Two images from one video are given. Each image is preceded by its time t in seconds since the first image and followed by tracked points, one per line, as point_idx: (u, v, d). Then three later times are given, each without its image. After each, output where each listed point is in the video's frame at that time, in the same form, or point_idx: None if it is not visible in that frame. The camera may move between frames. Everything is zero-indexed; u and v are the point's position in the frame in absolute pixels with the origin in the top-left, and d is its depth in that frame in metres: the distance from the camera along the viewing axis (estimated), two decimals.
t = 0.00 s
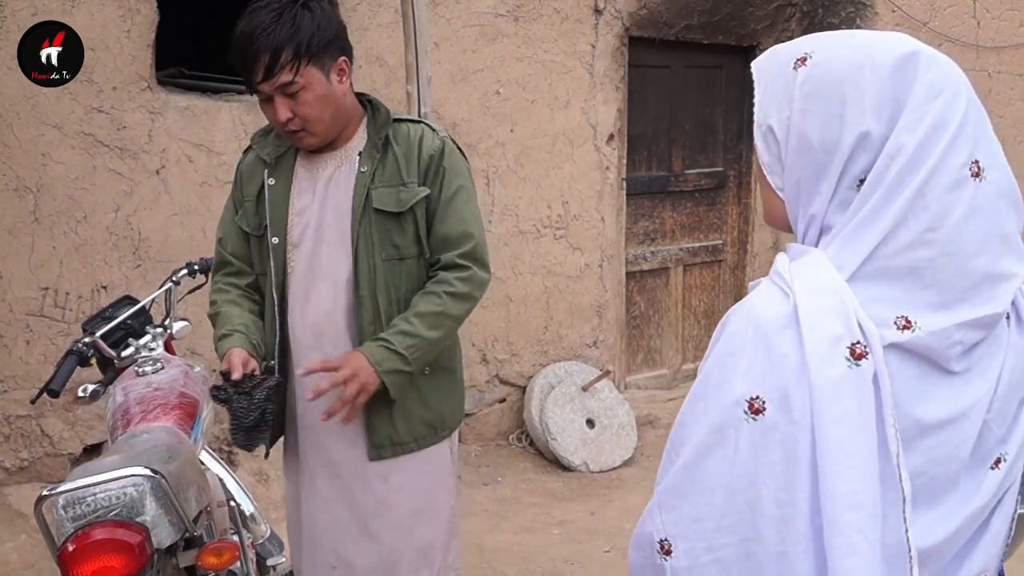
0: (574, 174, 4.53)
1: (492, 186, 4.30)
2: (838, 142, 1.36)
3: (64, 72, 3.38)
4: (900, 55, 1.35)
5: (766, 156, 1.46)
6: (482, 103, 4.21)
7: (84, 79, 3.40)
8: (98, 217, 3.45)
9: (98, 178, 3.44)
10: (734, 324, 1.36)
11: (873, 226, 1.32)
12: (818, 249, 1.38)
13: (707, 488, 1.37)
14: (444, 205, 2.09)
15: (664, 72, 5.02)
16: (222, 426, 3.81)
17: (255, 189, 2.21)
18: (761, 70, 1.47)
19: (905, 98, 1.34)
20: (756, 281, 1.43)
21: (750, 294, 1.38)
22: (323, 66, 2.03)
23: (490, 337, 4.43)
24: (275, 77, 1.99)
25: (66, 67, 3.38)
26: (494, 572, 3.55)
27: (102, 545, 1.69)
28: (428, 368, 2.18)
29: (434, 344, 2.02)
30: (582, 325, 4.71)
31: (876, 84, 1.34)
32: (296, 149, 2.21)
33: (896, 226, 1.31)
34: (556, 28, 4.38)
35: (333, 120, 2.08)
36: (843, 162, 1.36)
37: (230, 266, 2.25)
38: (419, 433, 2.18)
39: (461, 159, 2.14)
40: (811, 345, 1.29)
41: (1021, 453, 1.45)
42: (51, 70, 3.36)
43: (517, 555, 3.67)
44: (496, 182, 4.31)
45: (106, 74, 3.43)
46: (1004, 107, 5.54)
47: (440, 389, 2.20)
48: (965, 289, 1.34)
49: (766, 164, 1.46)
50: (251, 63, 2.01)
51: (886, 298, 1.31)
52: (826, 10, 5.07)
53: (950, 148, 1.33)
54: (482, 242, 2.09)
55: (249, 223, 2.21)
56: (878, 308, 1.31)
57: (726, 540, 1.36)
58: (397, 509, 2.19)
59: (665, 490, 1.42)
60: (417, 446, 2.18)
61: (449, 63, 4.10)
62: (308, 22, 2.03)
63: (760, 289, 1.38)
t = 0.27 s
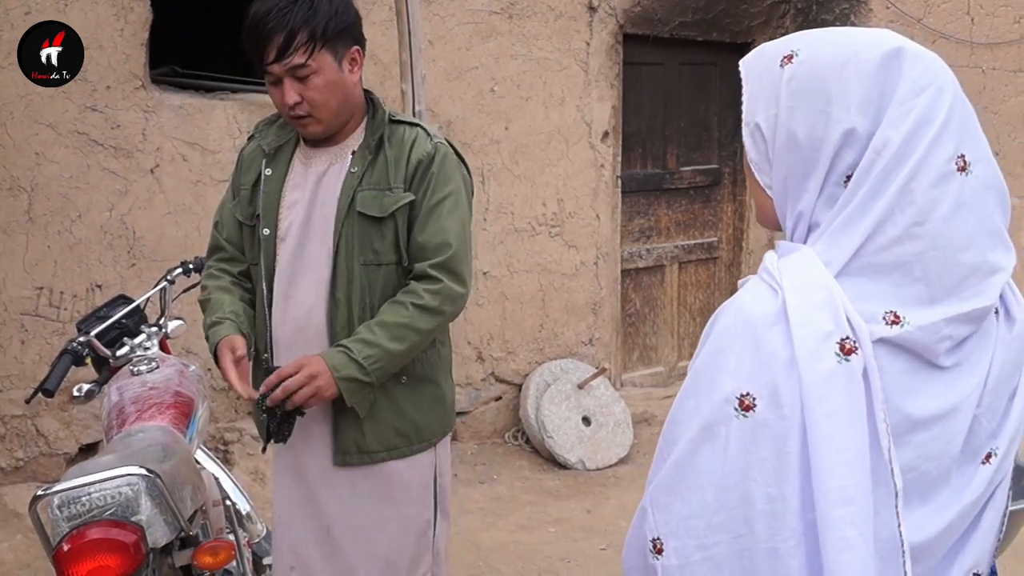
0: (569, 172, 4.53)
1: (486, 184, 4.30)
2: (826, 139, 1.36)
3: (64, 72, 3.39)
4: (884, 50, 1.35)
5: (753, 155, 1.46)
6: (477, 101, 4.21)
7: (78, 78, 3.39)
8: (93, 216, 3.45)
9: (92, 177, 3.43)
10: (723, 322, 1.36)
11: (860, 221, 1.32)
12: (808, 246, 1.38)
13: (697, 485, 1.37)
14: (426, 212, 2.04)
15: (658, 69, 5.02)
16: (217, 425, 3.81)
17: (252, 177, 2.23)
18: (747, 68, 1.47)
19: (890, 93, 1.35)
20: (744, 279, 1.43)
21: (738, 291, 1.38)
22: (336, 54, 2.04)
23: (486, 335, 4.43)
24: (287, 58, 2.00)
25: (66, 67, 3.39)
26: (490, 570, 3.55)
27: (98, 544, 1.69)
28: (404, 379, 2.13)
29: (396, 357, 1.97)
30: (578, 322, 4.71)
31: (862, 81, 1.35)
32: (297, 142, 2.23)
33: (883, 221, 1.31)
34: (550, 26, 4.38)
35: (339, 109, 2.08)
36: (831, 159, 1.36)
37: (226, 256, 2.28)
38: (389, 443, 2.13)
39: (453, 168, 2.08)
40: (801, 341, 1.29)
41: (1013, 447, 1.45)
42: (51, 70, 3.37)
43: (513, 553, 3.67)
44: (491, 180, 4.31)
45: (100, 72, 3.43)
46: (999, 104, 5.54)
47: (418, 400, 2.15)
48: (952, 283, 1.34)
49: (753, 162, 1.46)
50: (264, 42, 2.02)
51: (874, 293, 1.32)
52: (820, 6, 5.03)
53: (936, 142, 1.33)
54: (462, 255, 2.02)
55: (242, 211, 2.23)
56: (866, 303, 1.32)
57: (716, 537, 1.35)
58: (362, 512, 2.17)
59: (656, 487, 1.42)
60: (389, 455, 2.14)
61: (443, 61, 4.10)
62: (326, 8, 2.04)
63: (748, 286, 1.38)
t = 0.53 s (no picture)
0: (568, 173, 4.53)
1: (486, 186, 4.30)
2: (820, 140, 1.37)
3: (64, 72, 3.39)
4: (878, 51, 1.36)
5: (749, 158, 1.47)
6: (477, 103, 4.21)
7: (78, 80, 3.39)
8: (92, 217, 3.45)
9: (92, 178, 3.43)
10: (718, 321, 1.36)
11: (854, 222, 1.32)
12: (803, 247, 1.38)
13: (692, 485, 1.37)
14: (391, 238, 1.84)
15: (658, 71, 5.03)
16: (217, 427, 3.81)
17: (240, 190, 2.06)
18: (740, 73, 1.48)
19: (882, 93, 1.35)
20: (740, 281, 1.43)
21: (734, 291, 1.38)
22: (325, 66, 1.85)
23: (486, 337, 4.43)
24: (270, 67, 1.81)
25: (66, 67, 3.39)
26: (490, 572, 3.55)
27: (97, 546, 1.69)
28: (397, 404, 1.99)
29: (348, 396, 1.76)
30: (578, 324, 4.71)
31: (856, 81, 1.35)
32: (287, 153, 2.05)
33: (878, 221, 1.31)
34: (550, 27, 4.38)
35: (323, 124, 1.89)
36: (825, 160, 1.36)
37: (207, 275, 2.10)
38: (392, 469, 2.01)
39: (427, 187, 1.86)
40: (796, 341, 1.29)
41: (1008, 449, 1.45)
42: (50, 70, 3.37)
43: (513, 555, 3.67)
44: (491, 182, 4.31)
45: (100, 74, 3.42)
46: (998, 106, 5.55)
47: (413, 425, 2.01)
48: (946, 281, 1.34)
49: (749, 167, 1.47)
50: (248, 47, 1.84)
51: (869, 293, 1.32)
52: (820, 8, 5.09)
53: (929, 141, 1.33)
54: (428, 282, 1.81)
55: (230, 227, 2.06)
56: (862, 303, 1.32)
57: (710, 537, 1.36)
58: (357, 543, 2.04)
59: (651, 486, 1.42)
60: (389, 481, 2.01)
61: (443, 62, 4.10)
62: (318, 16, 1.86)
63: (745, 285, 1.38)
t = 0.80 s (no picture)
0: (569, 175, 4.54)
1: (487, 188, 4.29)
2: (819, 142, 1.37)
3: (64, 72, 3.38)
4: (876, 53, 1.36)
5: (747, 161, 1.47)
6: (478, 104, 4.21)
7: (79, 82, 3.39)
8: (94, 219, 3.46)
9: (93, 180, 3.44)
10: (719, 323, 1.36)
11: (854, 223, 1.32)
12: (802, 249, 1.39)
13: (692, 487, 1.37)
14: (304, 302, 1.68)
15: (659, 73, 5.03)
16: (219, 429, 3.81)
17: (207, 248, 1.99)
18: (738, 78, 1.49)
19: (880, 94, 1.36)
20: (740, 283, 1.43)
21: (734, 293, 1.38)
22: (247, 132, 1.67)
23: (487, 338, 4.42)
24: (187, 141, 1.63)
25: (66, 67, 3.38)
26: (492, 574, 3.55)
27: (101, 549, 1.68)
28: (402, 430, 1.90)
29: (258, 462, 1.63)
30: (578, 326, 4.72)
31: (854, 83, 1.36)
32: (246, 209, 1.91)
33: (876, 222, 1.32)
34: (551, 29, 4.39)
35: (252, 192, 1.72)
36: (824, 162, 1.37)
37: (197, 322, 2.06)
38: (415, 493, 1.92)
39: (346, 244, 1.66)
40: (796, 343, 1.29)
41: (1009, 450, 1.45)
42: (51, 70, 3.36)
43: (515, 557, 3.67)
44: (492, 184, 4.30)
45: (101, 76, 3.43)
46: (998, 107, 5.56)
47: (421, 448, 1.92)
48: (945, 281, 1.34)
49: (748, 170, 1.47)
50: (163, 119, 1.65)
51: (869, 294, 1.32)
52: (820, 10, 5.07)
53: (927, 142, 1.34)
54: (346, 338, 1.65)
55: (205, 287, 2.04)
56: (861, 304, 1.32)
57: (710, 539, 1.36)
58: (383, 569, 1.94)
59: (652, 488, 1.42)
60: (419, 502, 1.93)
61: (444, 64, 4.10)
62: (237, 79, 1.66)
63: (745, 287, 1.38)
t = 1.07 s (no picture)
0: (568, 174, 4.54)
1: (486, 187, 4.30)
2: (816, 142, 1.37)
3: (64, 72, 3.35)
4: (872, 52, 1.36)
5: (744, 161, 1.47)
6: (477, 103, 4.21)
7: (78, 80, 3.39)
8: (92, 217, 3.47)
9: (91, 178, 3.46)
10: (717, 324, 1.37)
11: (851, 223, 1.33)
12: (800, 249, 1.39)
13: (690, 487, 1.37)
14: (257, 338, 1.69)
15: (658, 72, 5.03)
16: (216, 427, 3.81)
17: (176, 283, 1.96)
18: (733, 78, 1.48)
19: (876, 93, 1.36)
20: (738, 283, 1.43)
21: (732, 294, 1.38)
22: (169, 190, 1.65)
23: (485, 337, 4.42)
24: (112, 208, 1.62)
25: (66, 67, 3.35)
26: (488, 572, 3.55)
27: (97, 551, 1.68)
28: (395, 438, 1.90)
29: (231, 492, 1.67)
30: (577, 324, 4.72)
31: (850, 82, 1.36)
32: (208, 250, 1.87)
33: (874, 221, 1.32)
34: (550, 28, 4.39)
35: (189, 242, 1.72)
36: (822, 162, 1.37)
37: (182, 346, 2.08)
38: (421, 495, 1.94)
39: (289, 275, 1.66)
40: (794, 344, 1.29)
41: (1006, 449, 1.46)
42: (51, 70, 3.32)
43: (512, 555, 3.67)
44: (490, 182, 4.31)
45: (100, 74, 3.43)
46: (996, 107, 5.56)
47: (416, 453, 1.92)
48: (943, 279, 1.35)
49: (744, 170, 1.47)
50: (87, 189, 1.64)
51: (867, 293, 1.32)
52: (819, 8, 5.10)
53: (923, 141, 1.35)
54: (300, 365, 1.67)
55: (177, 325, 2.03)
56: (859, 303, 1.32)
57: (708, 539, 1.36)
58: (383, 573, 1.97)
59: (650, 488, 1.42)
60: (427, 502, 1.95)
61: (442, 63, 4.10)
62: (148, 140, 1.62)
63: (743, 288, 1.38)
